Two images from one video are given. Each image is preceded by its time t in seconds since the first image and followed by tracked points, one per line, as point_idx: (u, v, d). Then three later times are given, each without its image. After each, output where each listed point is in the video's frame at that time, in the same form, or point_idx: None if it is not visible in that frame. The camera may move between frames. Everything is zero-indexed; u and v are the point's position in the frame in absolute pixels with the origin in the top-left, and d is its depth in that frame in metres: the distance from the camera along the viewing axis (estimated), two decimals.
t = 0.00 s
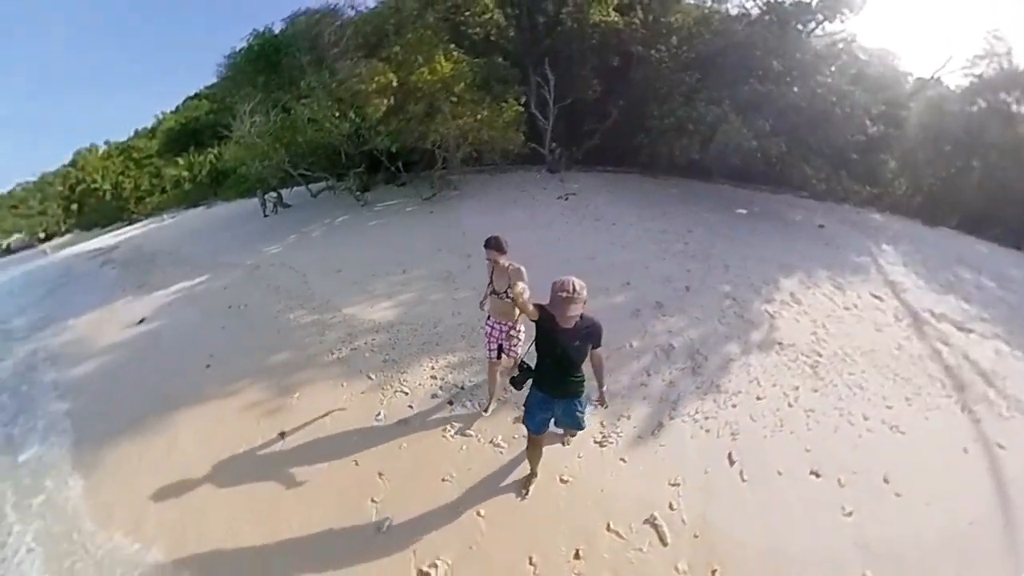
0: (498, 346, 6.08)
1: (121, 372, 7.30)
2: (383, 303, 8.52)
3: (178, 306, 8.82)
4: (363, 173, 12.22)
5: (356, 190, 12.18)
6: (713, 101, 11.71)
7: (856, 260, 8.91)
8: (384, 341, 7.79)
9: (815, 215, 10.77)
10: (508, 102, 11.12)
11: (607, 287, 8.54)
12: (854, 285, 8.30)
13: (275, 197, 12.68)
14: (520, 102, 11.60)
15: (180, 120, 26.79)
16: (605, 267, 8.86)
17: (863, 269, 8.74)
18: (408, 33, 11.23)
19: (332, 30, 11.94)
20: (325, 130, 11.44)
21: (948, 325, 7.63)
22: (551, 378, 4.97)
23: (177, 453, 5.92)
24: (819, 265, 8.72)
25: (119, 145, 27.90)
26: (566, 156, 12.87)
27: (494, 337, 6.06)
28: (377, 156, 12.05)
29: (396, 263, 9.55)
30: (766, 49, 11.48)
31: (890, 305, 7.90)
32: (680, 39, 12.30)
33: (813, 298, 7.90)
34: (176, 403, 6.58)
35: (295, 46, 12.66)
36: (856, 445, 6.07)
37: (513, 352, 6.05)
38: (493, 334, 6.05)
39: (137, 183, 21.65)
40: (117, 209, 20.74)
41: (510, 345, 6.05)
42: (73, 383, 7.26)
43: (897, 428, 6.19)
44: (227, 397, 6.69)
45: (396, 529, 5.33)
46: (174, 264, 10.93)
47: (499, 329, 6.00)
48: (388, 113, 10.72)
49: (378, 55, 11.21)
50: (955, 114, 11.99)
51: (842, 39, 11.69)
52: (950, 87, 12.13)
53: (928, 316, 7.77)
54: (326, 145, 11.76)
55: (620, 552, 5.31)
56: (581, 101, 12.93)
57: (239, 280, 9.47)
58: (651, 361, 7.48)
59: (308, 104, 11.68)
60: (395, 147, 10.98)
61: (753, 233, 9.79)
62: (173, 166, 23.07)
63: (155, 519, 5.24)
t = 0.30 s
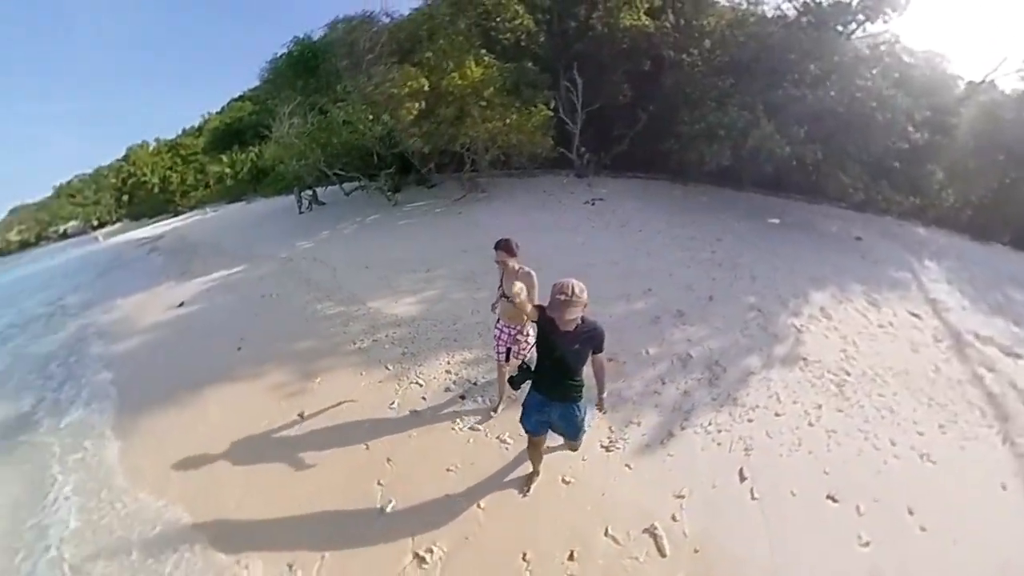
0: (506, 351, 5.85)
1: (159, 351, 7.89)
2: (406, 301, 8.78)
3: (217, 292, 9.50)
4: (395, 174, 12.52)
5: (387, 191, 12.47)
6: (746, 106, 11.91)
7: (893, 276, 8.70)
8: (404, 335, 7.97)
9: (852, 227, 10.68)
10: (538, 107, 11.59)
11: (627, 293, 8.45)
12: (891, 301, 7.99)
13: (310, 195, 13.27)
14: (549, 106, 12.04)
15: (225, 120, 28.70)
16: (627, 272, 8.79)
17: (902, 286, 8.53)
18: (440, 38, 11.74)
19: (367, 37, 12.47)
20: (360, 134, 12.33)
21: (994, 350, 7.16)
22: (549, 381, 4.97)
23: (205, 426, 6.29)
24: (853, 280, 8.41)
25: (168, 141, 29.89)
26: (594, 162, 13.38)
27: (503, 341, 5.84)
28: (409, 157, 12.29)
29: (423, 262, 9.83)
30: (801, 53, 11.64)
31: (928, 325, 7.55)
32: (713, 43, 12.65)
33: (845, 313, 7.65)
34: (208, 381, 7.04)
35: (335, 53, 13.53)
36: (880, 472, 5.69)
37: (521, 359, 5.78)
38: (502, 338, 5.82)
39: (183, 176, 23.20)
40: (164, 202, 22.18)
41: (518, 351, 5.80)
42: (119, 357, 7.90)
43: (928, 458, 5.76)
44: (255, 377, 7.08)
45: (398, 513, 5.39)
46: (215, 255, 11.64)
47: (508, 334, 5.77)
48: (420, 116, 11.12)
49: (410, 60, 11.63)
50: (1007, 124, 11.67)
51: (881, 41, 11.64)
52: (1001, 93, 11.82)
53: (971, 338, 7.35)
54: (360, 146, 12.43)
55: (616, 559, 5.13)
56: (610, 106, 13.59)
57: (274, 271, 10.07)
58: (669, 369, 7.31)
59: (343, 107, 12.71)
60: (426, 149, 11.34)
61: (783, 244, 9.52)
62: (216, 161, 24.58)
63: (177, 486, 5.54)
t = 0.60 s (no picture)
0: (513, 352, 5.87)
1: (195, 334, 8.50)
2: (428, 299, 9.01)
3: (251, 283, 10.15)
4: (424, 178, 13.09)
5: (416, 194, 13.03)
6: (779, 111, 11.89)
7: (936, 293, 8.25)
8: (424, 332, 8.17)
9: (891, 239, 10.33)
10: (565, 113, 11.80)
11: (647, 300, 8.34)
12: (930, 320, 7.57)
13: (343, 195, 14.13)
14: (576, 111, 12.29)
15: (265, 123, 30.35)
16: (649, 279, 8.73)
17: (946, 303, 8.06)
18: (471, 46, 12.23)
19: (402, 45, 13.00)
20: (395, 136, 12.58)
21: None
22: (548, 384, 4.92)
23: (232, 405, 6.67)
24: (890, 296, 8.03)
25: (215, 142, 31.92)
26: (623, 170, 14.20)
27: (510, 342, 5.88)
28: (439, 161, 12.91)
29: (448, 262, 10.08)
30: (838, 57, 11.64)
31: (970, 346, 7.08)
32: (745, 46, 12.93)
33: (878, 331, 7.28)
34: (237, 363, 7.49)
35: (368, 58, 13.87)
36: (905, 501, 5.29)
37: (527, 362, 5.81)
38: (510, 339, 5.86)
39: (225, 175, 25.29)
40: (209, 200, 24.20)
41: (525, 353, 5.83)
42: (160, 337, 8.58)
43: (963, 490, 5.32)
44: (282, 362, 7.45)
45: (401, 500, 5.50)
46: (253, 251, 12.33)
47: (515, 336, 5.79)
48: (450, 121, 11.45)
49: (442, 68, 12.25)
50: None
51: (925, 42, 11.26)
52: None
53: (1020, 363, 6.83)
54: (392, 150, 12.92)
55: (611, 564, 4.99)
56: (640, 111, 14.22)
57: (304, 267, 10.60)
58: (686, 379, 7.13)
59: (376, 112, 13.27)
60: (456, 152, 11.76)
61: (816, 258, 9.18)
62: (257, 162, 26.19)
63: (199, 460, 5.89)
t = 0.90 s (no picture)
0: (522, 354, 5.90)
1: (227, 322, 9.07)
2: (450, 300, 9.22)
3: (282, 278, 10.71)
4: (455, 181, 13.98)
5: (445, 198, 13.95)
6: (812, 115, 11.81)
7: (981, 311, 7.77)
8: (443, 331, 8.34)
9: (932, 254, 9.92)
10: (592, 120, 12.40)
11: (668, 309, 8.25)
12: (973, 340, 7.11)
13: (373, 197, 15.18)
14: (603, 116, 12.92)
15: (301, 127, 31.88)
16: (670, 288, 8.74)
17: (992, 323, 7.57)
18: (498, 54, 13.06)
19: (431, 52, 13.92)
20: (424, 140, 13.47)
21: None
22: (549, 385, 4.85)
23: (259, 389, 7.05)
24: (929, 314, 7.64)
25: (255, 145, 33.91)
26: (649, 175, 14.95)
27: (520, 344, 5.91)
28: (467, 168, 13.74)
29: (470, 265, 10.29)
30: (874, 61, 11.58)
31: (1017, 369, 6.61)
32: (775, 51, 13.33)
33: (913, 350, 6.92)
34: (263, 350, 7.92)
35: (398, 66, 14.73)
36: (933, 533, 4.90)
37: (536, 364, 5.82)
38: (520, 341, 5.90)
39: (262, 177, 27.81)
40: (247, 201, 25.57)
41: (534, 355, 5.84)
42: (197, 324, 9.19)
43: (999, 526, 4.90)
44: (307, 352, 7.84)
45: (405, 490, 5.59)
46: (287, 248, 12.97)
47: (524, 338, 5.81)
48: (478, 127, 12.46)
49: (472, 75, 13.21)
50: None
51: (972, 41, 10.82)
52: None
53: None
54: (421, 155, 14.02)
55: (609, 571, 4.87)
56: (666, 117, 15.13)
57: (332, 265, 11.08)
58: (703, 390, 6.90)
59: (409, 118, 13.99)
60: (484, 156, 12.70)
61: (850, 272, 8.85)
62: (292, 165, 27.96)
63: (219, 439, 6.22)
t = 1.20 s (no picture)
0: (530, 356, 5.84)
1: (258, 313, 9.60)
2: (471, 300, 9.37)
3: (312, 274, 11.21)
4: (482, 186, 14.44)
5: (472, 203, 14.35)
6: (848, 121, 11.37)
7: None
8: (463, 331, 8.48)
9: (979, 267, 9.36)
10: (619, 126, 12.60)
11: (691, 317, 8.09)
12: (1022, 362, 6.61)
13: (402, 200, 15.89)
14: (630, 121, 13.10)
15: (334, 130, 33.02)
16: (692, 297, 8.54)
17: None
18: (526, 61, 13.51)
19: (459, 61, 14.59)
20: (449, 145, 13.49)
21: None
22: (549, 386, 4.81)
23: (284, 377, 7.41)
24: (971, 332, 7.19)
25: (292, 148, 35.44)
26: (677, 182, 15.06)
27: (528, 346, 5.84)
28: (494, 173, 14.09)
29: (491, 269, 10.42)
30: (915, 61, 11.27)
31: None
32: (808, 52, 13.04)
33: (951, 371, 6.50)
34: (291, 341, 8.35)
35: (428, 73, 15.36)
36: (962, 569, 4.54)
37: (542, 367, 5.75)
38: (527, 344, 5.82)
39: (297, 178, 29.46)
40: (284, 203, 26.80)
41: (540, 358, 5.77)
42: (229, 313, 9.78)
43: None
44: (331, 345, 8.18)
45: (412, 481, 5.73)
46: (318, 247, 13.54)
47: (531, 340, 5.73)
48: (504, 133, 12.87)
49: (500, 82, 13.77)
50: None
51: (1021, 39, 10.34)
52: None
53: None
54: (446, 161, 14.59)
55: None
56: (697, 123, 15.03)
57: (359, 265, 11.52)
58: (720, 402, 6.67)
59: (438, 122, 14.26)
60: (509, 162, 13.02)
61: (887, 287, 8.44)
62: (325, 167, 29.20)
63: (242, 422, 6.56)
